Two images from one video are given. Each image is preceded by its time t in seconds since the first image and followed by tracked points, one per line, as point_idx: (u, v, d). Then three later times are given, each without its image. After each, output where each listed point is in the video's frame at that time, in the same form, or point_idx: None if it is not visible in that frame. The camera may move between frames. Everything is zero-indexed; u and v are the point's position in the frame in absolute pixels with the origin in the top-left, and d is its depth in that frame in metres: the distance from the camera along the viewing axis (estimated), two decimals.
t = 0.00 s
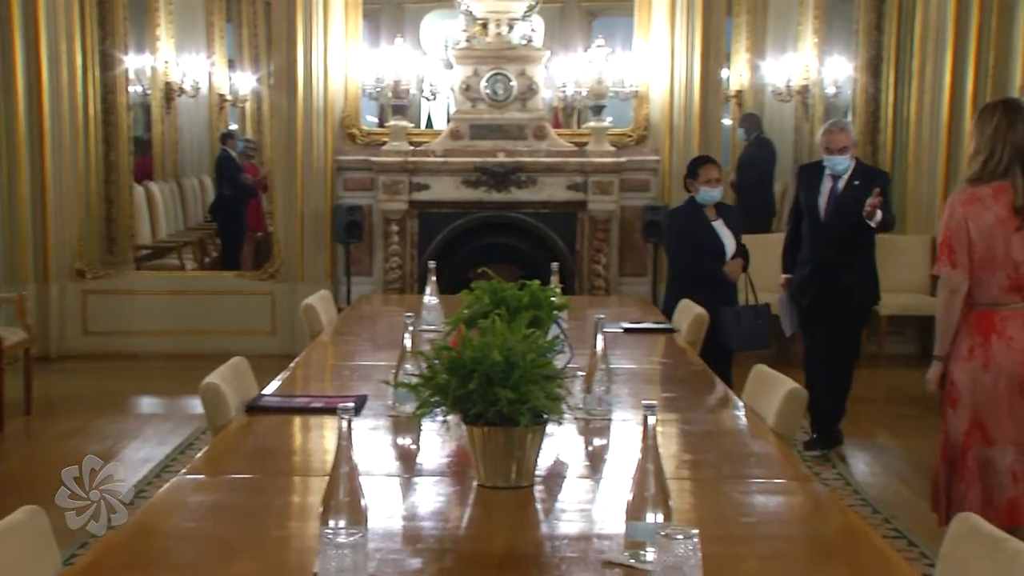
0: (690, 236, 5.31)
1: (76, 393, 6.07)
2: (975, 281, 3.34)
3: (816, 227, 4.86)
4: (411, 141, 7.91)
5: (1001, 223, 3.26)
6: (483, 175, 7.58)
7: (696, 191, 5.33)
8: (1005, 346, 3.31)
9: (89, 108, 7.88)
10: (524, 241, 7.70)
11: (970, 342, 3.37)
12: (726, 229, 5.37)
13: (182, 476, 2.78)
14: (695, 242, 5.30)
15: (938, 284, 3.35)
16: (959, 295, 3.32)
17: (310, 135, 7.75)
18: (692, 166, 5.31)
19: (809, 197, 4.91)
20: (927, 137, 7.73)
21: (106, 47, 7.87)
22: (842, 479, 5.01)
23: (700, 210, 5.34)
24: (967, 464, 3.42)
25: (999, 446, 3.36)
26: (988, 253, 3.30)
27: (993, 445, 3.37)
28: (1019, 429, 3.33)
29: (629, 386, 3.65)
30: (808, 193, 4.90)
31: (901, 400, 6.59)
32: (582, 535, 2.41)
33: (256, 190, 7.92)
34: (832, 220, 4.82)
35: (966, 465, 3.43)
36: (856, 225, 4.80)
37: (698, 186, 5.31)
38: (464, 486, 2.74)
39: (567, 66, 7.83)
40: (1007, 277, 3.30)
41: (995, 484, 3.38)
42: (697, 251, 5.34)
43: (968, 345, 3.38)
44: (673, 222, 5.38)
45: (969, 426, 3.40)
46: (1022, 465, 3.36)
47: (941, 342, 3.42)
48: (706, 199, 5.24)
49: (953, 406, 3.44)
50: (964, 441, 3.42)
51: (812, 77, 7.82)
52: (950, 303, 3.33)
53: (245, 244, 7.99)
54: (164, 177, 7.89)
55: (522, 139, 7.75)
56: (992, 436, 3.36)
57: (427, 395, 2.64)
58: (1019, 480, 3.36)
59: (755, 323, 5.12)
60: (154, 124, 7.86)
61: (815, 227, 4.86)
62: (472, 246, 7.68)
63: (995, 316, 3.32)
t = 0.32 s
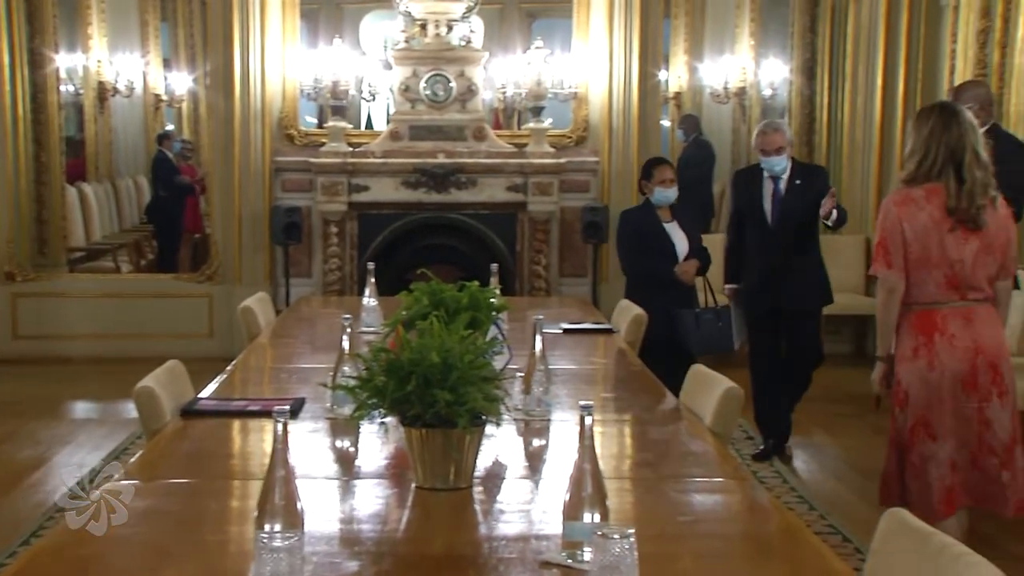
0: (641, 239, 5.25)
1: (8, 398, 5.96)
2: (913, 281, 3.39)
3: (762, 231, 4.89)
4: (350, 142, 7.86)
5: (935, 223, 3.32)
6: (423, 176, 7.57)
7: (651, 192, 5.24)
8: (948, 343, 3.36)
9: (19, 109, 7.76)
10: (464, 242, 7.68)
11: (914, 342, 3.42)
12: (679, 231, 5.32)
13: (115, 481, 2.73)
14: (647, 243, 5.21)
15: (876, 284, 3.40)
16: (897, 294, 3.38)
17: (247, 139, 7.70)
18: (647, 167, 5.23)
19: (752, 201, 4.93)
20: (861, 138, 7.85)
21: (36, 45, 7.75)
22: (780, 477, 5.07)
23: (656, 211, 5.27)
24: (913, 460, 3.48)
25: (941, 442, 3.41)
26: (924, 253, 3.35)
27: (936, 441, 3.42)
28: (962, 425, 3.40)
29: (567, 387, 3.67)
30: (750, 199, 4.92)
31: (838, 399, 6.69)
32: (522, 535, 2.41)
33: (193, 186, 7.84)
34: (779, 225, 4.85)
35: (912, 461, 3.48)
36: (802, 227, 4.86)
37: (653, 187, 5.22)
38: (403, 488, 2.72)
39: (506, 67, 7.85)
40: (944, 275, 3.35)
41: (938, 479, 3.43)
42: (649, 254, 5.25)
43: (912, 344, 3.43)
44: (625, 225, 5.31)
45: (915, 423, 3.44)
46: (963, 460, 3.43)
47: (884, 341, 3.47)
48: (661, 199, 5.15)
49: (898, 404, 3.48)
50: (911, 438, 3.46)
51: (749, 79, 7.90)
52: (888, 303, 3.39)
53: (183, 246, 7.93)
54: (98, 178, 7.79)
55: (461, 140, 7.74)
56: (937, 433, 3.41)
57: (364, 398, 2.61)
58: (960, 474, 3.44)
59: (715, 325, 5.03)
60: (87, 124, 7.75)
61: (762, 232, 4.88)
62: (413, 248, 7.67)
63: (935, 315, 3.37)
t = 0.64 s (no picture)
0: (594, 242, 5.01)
1: None
2: (867, 283, 3.41)
3: (721, 234, 4.87)
4: (297, 143, 7.81)
5: (883, 224, 3.33)
6: (371, 177, 7.55)
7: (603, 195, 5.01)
8: (907, 340, 3.38)
9: None
10: (412, 244, 7.67)
11: (873, 341, 3.42)
12: (635, 234, 5.09)
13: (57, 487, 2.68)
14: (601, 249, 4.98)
15: (832, 289, 3.41)
16: (853, 299, 3.39)
17: (192, 140, 7.64)
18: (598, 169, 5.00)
19: (713, 203, 4.91)
20: (805, 141, 7.94)
21: None
22: (726, 476, 5.11)
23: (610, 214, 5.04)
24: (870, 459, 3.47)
25: (900, 440, 3.43)
26: (876, 254, 3.37)
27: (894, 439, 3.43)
28: (919, 422, 3.42)
29: (513, 388, 3.67)
30: (713, 200, 4.90)
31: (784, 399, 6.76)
32: (469, 537, 2.39)
33: (132, 179, 7.74)
34: (740, 228, 4.84)
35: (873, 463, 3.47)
36: (763, 229, 4.83)
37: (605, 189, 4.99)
38: (349, 490, 2.68)
39: (453, 68, 7.84)
40: (896, 274, 3.37)
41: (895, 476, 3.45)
42: (602, 257, 5.02)
43: (871, 344, 3.43)
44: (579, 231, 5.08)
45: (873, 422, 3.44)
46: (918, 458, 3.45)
47: (844, 343, 3.46)
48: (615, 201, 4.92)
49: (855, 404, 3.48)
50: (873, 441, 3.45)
51: (696, 81, 8.00)
52: (846, 307, 3.40)
53: (125, 249, 7.84)
54: (38, 180, 7.71)
55: (408, 141, 7.73)
56: (895, 431, 3.43)
57: (307, 400, 2.58)
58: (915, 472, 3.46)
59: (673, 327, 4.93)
60: (26, 125, 7.67)
61: (722, 235, 4.86)
62: (360, 249, 7.65)
63: (893, 313, 3.39)
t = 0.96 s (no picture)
0: (556, 244, 4.79)
1: None
2: (834, 284, 3.25)
3: (684, 232, 4.90)
4: (249, 144, 7.75)
5: (851, 225, 3.19)
6: (324, 179, 7.50)
7: (558, 194, 4.81)
8: (870, 341, 3.25)
9: None
10: (365, 245, 7.68)
11: (837, 341, 3.27)
12: (598, 237, 4.86)
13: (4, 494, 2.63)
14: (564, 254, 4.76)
15: (799, 290, 3.24)
16: (820, 298, 3.22)
17: (141, 141, 7.62)
18: (545, 170, 4.83)
19: (679, 199, 4.94)
20: (756, 142, 8.03)
21: None
22: (679, 475, 5.13)
23: (569, 215, 4.82)
24: (833, 465, 3.29)
25: (865, 443, 3.26)
26: (844, 255, 3.22)
27: (859, 443, 3.27)
28: (884, 424, 3.26)
29: (467, 389, 3.66)
30: (678, 197, 4.93)
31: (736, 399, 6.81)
32: (424, 538, 2.35)
33: (77, 175, 7.71)
34: (700, 224, 4.85)
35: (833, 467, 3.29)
36: (722, 227, 4.83)
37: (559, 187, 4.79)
38: (300, 493, 2.64)
39: (406, 69, 7.80)
40: (862, 275, 3.23)
41: (861, 482, 3.27)
42: (563, 259, 4.80)
43: (835, 344, 3.28)
44: (539, 235, 4.85)
45: (837, 426, 3.28)
46: (886, 464, 3.28)
47: (808, 345, 3.29)
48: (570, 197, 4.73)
49: (818, 408, 3.31)
50: (833, 443, 3.28)
51: (648, 83, 8.26)
52: (813, 307, 3.22)
53: (75, 250, 7.79)
54: None
55: (362, 142, 7.68)
56: (859, 433, 3.27)
57: (258, 402, 2.56)
58: (882, 478, 3.28)
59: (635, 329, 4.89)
60: None
61: (683, 232, 4.90)
62: (314, 251, 7.63)
63: (857, 314, 3.25)
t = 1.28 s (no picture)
0: (520, 245, 4.77)
1: None
2: (810, 283, 3.21)
3: (641, 234, 4.93)
4: (204, 146, 7.68)
5: (829, 226, 3.17)
6: (281, 181, 7.48)
7: (525, 201, 4.79)
8: (841, 343, 3.22)
9: None
10: (322, 247, 7.63)
11: (808, 342, 3.24)
12: (559, 240, 4.88)
13: None
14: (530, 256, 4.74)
15: (775, 289, 3.20)
16: (796, 298, 3.19)
17: (94, 143, 7.57)
18: (516, 174, 4.76)
19: (636, 201, 4.98)
20: (712, 143, 8.09)
21: None
22: (637, 476, 5.15)
23: (534, 219, 4.80)
24: (808, 465, 3.25)
25: (838, 443, 3.23)
26: (821, 255, 3.19)
27: (833, 443, 3.23)
28: (857, 425, 3.23)
29: (424, 392, 3.66)
30: (635, 199, 4.96)
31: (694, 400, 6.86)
32: (381, 541, 2.34)
33: (29, 177, 7.60)
34: (655, 226, 4.88)
35: (806, 467, 3.26)
36: (679, 227, 4.86)
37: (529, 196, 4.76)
38: (256, 497, 2.61)
39: (363, 71, 7.74)
40: (837, 277, 3.21)
41: (836, 483, 3.23)
42: (527, 260, 4.77)
43: (806, 345, 3.24)
44: (504, 234, 4.81)
45: (809, 425, 3.24)
46: (859, 464, 3.25)
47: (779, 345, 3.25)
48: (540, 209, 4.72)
49: (789, 407, 3.27)
50: (805, 443, 3.25)
51: (606, 84, 8.76)
52: (788, 306, 3.19)
53: (27, 253, 7.68)
54: None
55: (319, 144, 7.64)
56: (832, 433, 3.23)
57: (213, 406, 2.53)
58: (857, 478, 3.25)
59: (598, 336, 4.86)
60: None
61: (641, 234, 4.92)
62: (270, 253, 7.58)
63: (829, 315, 3.22)
